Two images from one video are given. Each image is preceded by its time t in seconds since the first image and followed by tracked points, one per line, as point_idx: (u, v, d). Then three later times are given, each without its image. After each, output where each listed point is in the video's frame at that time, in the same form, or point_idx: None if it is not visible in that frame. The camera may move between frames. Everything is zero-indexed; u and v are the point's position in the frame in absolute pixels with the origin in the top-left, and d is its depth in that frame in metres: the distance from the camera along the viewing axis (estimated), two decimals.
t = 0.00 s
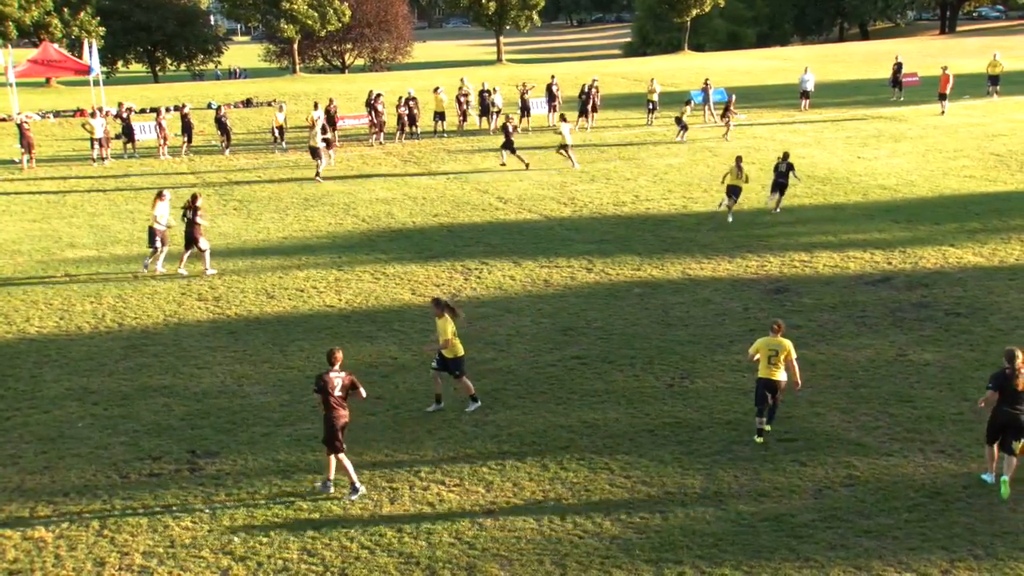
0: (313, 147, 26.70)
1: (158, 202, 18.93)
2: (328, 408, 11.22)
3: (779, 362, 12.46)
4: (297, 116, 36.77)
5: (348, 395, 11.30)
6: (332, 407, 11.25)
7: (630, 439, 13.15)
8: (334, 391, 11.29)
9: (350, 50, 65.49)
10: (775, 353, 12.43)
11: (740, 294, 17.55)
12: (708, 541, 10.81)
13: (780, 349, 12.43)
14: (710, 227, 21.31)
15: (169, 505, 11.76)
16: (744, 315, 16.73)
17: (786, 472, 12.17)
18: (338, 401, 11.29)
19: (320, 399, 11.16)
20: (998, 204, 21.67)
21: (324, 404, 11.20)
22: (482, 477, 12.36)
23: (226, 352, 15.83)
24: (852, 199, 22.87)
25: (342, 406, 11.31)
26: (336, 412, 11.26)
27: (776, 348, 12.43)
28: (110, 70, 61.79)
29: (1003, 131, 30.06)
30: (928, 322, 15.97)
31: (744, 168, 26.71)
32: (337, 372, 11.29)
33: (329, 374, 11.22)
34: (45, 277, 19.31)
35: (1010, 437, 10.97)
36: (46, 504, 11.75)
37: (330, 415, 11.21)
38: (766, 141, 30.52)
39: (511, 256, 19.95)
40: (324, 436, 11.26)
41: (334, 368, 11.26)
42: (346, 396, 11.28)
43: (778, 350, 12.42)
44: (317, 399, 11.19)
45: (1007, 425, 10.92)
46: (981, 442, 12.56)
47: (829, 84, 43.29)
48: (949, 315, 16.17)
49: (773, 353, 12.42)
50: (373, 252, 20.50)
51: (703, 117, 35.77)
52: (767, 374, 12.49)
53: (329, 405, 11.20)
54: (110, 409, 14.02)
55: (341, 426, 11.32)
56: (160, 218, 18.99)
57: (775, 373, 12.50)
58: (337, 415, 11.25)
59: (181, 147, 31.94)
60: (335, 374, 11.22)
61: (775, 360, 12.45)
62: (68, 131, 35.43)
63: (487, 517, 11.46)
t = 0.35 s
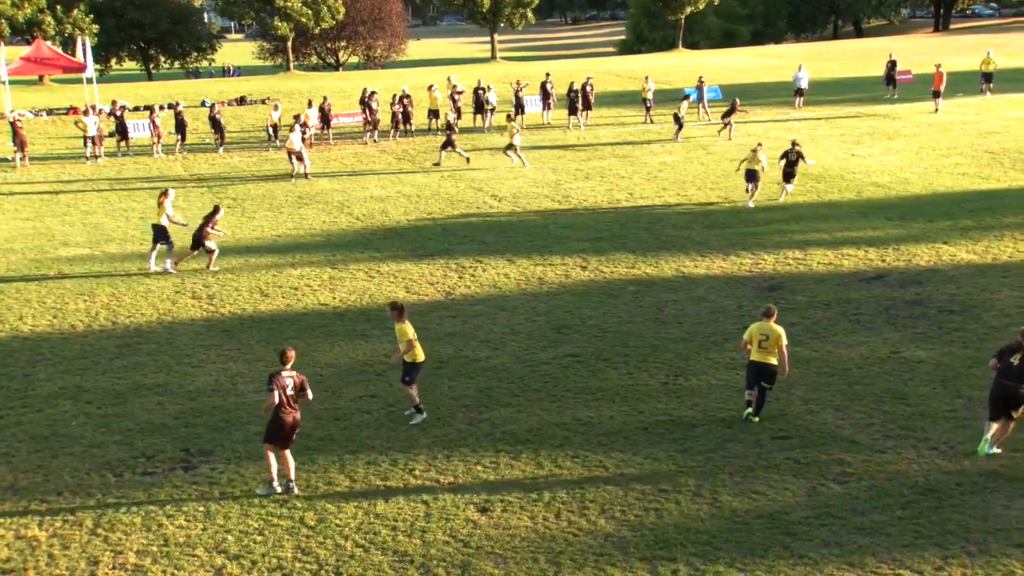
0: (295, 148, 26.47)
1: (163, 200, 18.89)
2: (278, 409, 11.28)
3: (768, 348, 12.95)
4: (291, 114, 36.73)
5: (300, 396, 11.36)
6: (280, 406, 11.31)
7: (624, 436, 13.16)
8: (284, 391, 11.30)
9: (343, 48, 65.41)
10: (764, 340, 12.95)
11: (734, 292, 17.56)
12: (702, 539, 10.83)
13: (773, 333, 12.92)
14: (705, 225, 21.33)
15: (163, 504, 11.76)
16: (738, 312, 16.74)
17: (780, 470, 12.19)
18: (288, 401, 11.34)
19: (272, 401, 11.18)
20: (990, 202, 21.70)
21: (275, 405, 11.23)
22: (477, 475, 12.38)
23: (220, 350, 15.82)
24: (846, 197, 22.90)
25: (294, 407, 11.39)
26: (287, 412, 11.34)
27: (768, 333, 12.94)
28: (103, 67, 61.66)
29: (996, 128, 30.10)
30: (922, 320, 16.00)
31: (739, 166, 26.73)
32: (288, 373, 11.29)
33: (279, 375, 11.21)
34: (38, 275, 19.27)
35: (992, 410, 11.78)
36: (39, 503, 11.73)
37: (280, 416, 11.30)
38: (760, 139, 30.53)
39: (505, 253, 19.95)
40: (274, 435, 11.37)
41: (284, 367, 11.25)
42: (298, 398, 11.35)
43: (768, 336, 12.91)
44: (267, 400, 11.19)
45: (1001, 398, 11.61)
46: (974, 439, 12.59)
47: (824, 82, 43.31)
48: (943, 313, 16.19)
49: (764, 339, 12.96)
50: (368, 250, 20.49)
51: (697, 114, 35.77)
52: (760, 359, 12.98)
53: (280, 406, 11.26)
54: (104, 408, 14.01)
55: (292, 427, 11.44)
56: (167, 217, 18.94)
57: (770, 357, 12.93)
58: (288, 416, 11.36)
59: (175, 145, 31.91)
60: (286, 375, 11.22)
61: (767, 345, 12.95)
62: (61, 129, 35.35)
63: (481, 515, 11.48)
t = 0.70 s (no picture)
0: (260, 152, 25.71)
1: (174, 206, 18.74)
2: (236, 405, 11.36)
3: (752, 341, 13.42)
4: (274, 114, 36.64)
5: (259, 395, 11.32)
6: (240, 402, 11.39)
7: (609, 436, 13.18)
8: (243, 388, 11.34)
9: (327, 48, 65.25)
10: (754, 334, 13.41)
11: (717, 291, 17.58)
12: (686, 537, 10.86)
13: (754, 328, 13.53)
14: (689, 224, 21.37)
15: (145, 506, 11.71)
16: (722, 311, 16.78)
17: (763, 468, 12.22)
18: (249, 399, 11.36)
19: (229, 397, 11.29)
20: (970, 201, 21.83)
21: (234, 400, 11.34)
22: (461, 475, 12.38)
23: (203, 351, 15.76)
24: (828, 196, 22.99)
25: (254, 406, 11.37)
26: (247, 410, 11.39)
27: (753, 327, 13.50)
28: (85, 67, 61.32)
29: (976, 128, 30.27)
30: (904, 318, 16.08)
31: (721, 165, 26.79)
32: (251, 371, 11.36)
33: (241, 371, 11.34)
34: (17, 277, 19.14)
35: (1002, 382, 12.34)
36: (20, 506, 11.65)
37: (239, 412, 11.37)
38: (743, 138, 30.61)
39: (489, 253, 19.94)
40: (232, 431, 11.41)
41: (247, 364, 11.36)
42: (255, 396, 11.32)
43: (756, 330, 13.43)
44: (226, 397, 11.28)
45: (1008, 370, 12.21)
46: (956, 436, 12.66)
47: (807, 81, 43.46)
48: (925, 311, 16.27)
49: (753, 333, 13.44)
50: (350, 250, 20.46)
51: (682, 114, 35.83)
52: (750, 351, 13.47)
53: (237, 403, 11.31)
54: (86, 409, 13.94)
55: (251, 426, 11.42)
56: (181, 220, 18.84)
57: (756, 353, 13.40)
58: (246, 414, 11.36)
59: (157, 146, 31.77)
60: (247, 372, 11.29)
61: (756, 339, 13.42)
62: (43, 130, 35.13)
63: (465, 515, 11.49)
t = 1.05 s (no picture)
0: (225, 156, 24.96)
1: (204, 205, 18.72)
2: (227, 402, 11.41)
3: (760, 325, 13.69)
4: (253, 113, 36.50)
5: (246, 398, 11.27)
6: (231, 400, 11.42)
7: (589, 435, 13.19)
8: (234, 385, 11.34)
9: (305, 48, 65.02)
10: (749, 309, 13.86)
11: (697, 290, 17.64)
12: (667, 536, 10.88)
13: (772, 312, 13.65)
14: (669, 224, 21.41)
15: (124, 508, 11.64)
16: (702, 310, 16.81)
17: (743, 466, 12.27)
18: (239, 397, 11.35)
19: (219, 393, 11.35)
20: (945, 200, 21.95)
21: (227, 397, 11.40)
22: (442, 475, 12.37)
23: (182, 352, 15.68)
24: (806, 195, 23.09)
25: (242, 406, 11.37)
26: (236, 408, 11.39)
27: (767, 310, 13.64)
28: (59, 67, 60.88)
29: (951, 127, 30.48)
30: (881, 316, 16.17)
31: (700, 164, 26.89)
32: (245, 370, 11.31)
33: (236, 367, 11.35)
34: None
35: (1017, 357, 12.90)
36: None
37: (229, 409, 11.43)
38: (721, 137, 30.71)
39: (468, 253, 19.92)
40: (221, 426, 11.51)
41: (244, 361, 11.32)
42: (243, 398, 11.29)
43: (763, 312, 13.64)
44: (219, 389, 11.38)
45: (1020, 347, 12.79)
46: (933, 433, 12.74)
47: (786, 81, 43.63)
48: (902, 309, 16.37)
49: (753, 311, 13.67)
50: (328, 251, 20.40)
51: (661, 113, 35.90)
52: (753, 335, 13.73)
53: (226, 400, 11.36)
54: (63, 412, 13.84)
55: (238, 425, 11.46)
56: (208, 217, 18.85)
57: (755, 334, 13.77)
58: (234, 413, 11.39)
59: (134, 146, 31.59)
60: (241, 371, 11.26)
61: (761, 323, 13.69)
62: (18, 130, 34.86)
63: (446, 515, 11.47)
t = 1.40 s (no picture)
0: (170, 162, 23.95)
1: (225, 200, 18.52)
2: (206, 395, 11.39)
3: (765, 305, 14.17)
4: (213, 112, 36.18)
5: (231, 391, 11.30)
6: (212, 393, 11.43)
7: (552, 433, 13.21)
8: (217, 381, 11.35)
9: (264, 46, 64.50)
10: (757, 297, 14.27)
11: (659, 287, 17.70)
12: (631, 533, 10.92)
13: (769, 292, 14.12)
14: (630, 222, 21.47)
15: (82, 513, 11.49)
16: (664, 308, 16.88)
17: (705, 462, 12.33)
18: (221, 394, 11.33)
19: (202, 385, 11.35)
20: (902, 197, 22.21)
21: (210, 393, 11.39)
22: (405, 475, 12.33)
23: (141, 355, 15.51)
24: (766, 192, 23.25)
25: (224, 399, 11.35)
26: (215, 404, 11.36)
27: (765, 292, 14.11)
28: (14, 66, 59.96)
29: (908, 124, 30.86)
30: (841, 312, 16.33)
31: (660, 162, 26.99)
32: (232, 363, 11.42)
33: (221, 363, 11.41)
34: None
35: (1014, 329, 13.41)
36: None
37: (208, 402, 11.40)
38: (682, 136, 30.87)
39: (430, 253, 19.88)
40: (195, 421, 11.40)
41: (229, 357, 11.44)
42: (226, 390, 11.30)
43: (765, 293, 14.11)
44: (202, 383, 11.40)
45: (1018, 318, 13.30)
46: (891, 427, 12.89)
47: (748, 79, 43.95)
48: (861, 304, 16.54)
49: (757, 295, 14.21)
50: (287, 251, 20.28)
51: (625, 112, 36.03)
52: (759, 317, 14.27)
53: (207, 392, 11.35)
54: (18, 417, 13.64)
55: (217, 418, 11.39)
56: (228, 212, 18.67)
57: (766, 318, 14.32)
58: (213, 406, 11.33)
59: (91, 146, 31.20)
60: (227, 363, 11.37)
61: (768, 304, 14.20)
62: None
63: (409, 515, 11.44)
